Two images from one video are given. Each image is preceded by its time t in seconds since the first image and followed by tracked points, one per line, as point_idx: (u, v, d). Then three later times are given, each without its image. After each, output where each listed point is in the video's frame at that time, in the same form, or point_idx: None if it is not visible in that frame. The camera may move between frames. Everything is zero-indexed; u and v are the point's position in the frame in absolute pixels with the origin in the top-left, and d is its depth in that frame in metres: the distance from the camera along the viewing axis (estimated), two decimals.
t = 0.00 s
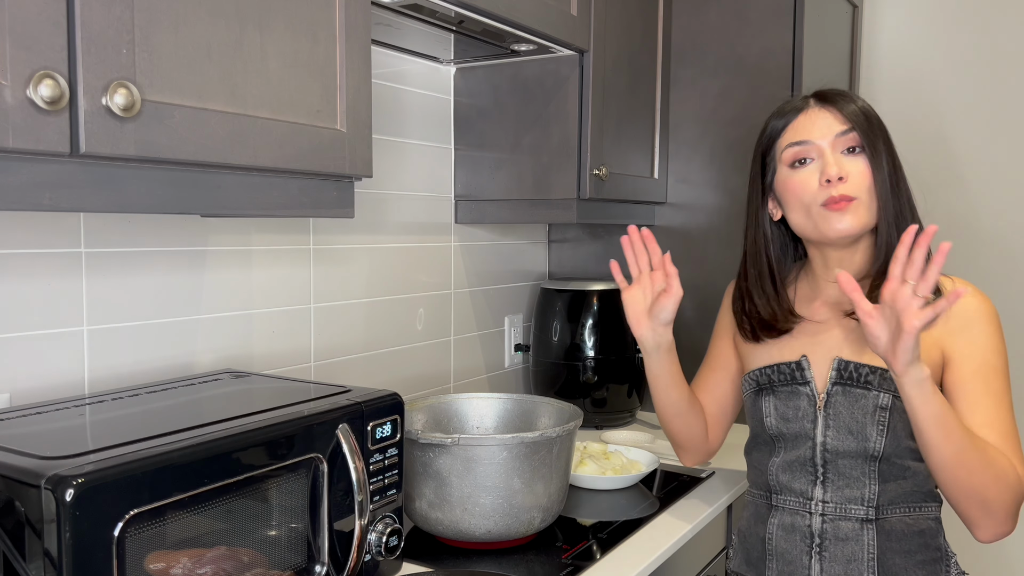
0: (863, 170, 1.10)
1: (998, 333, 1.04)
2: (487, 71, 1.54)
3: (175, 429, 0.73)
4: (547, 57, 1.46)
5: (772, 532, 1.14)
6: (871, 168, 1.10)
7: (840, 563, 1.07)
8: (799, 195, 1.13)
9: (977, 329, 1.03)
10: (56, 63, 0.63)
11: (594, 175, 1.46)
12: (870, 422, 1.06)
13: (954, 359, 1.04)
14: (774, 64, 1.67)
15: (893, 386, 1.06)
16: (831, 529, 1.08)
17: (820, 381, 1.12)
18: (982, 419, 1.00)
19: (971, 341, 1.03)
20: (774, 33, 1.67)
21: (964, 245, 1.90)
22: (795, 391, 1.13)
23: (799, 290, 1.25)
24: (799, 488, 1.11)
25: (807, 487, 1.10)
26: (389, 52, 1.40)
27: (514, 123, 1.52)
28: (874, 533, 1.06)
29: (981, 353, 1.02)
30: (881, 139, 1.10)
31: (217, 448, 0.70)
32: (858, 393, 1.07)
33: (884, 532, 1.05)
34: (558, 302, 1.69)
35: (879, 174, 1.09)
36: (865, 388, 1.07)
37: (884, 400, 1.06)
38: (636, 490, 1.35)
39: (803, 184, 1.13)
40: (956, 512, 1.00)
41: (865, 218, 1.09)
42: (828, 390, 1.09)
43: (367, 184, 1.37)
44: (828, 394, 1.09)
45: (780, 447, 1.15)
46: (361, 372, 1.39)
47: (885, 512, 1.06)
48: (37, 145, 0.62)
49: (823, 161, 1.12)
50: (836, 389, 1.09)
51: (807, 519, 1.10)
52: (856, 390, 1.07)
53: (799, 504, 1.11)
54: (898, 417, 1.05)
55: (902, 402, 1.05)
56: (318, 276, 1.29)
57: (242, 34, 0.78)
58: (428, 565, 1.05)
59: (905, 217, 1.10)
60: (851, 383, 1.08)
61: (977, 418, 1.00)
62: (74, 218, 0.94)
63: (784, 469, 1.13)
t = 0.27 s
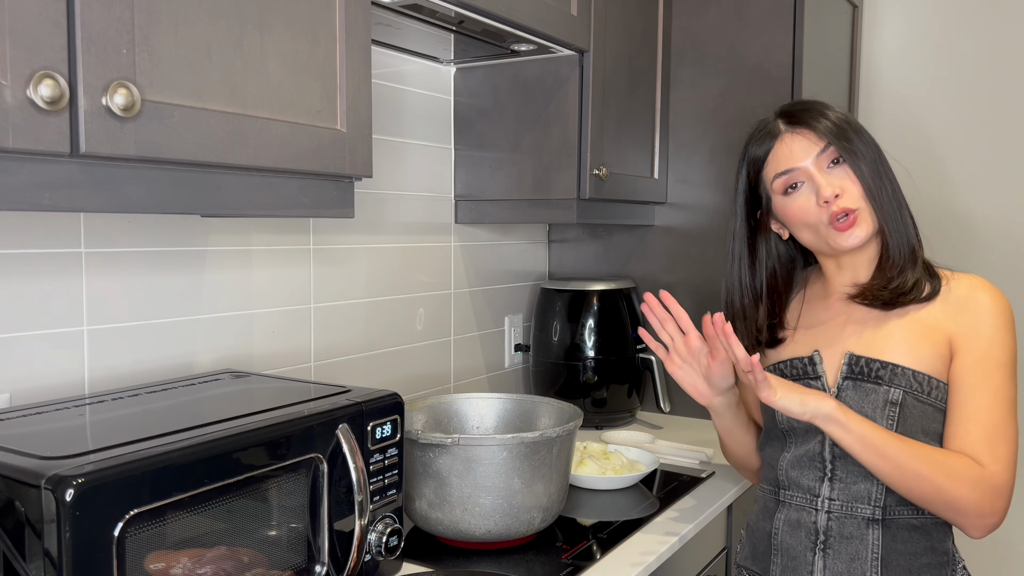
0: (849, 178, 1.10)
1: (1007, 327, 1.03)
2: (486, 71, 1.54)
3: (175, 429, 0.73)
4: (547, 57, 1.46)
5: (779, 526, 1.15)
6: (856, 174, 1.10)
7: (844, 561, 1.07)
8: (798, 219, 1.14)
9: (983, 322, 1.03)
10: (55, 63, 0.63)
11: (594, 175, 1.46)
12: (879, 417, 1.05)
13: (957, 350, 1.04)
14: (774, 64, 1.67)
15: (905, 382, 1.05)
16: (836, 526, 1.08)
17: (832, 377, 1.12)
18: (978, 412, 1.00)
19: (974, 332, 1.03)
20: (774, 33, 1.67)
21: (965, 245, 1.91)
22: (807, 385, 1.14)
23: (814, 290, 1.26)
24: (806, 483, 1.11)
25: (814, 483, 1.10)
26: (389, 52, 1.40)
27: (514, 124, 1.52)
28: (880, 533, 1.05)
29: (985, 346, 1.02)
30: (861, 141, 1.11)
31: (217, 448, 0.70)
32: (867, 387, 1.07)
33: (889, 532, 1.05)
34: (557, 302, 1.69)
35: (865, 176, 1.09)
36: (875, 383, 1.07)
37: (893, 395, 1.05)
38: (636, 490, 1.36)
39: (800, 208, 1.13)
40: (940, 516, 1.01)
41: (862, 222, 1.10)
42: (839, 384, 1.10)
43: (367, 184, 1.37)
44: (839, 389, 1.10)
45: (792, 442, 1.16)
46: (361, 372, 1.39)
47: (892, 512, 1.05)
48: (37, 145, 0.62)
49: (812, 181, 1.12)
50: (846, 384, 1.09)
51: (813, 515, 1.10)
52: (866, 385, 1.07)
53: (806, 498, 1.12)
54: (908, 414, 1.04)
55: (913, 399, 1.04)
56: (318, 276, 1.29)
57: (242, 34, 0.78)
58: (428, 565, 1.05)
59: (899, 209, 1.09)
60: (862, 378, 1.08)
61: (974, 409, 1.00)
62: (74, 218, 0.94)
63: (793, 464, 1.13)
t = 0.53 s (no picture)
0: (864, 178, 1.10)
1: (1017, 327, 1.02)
2: (486, 71, 1.54)
3: (175, 429, 0.73)
4: (547, 57, 1.46)
5: (786, 525, 1.15)
6: (870, 175, 1.09)
7: (852, 559, 1.07)
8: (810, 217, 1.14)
9: (993, 323, 1.02)
10: (55, 63, 0.63)
11: (594, 175, 1.46)
12: (887, 415, 1.06)
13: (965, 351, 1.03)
14: (774, 64, 1.67)
15: (915, 381, 1.05)
16: (843, 525, 1.08)
17: (842, 376, 1.12)
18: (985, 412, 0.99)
19: (984, 332, 1.02)
20: (773, 34, 1.67)
21: (966, 246, 1.91)
22: (816, 384, 1.14)
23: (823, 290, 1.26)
24: (813, 481, 1.11)
25: (822, 482, 1.10)
26: (389, 52, 1.40)
27: (514, 123, 1.52)
28: (887, 532, 1.05)
29: (994, 346, 1.01)
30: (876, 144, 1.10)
31: (217, 448, 0.70)
32: (875, 386, 1.07)
33: (897, 531, 1.05)
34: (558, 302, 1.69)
35: (880, 179, 1.09)
36: (883, 382, 1.07)
37: (902, 395, 1.05)
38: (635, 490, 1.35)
39: (812, 206, 1.13)
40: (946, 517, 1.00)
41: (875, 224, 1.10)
42: (846, 383, 1.10)
43: (367, 184, 1.37)
44: (848, 388, 1.10)
45: (799, 441, 1.16)
46: (360, 372, 1.39)
47: (900, 512, 1.05)
48: (37, 145, 0.62)
49: (826, 179, 1.12)
50: (855, 383, 1.09)
51: (820, 514, 1.10)
52: (874, 384, 1.07)
53: (813, 498, 1.11)
54: (917, 413, 1.04)
55: (921, 398, 1.04)
56: (318, 276, 1.29)
57: (242, 34, 0.78)
58: (428, 565, 1.05)
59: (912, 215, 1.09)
60: (870, 377, 1.08)
61: (983, 410, 0.99)
62: (74, 217, 0.94)
63: (800, 463, 1.13)
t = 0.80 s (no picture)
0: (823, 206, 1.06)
1: (1006, 321, 0.99)
2: (486, 71, 1.54)
3: (175, 429, 0.73)
4: (547, 57, 1.46)
5: (777, 519, 1.16)
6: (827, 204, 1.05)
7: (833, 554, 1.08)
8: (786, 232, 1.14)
9: (978, 325, 1.00)
10: (55, 63, 0.63)
11: (594, 175, 1.46)
12: (869, 414, 1.06)
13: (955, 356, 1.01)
14: (774, 64, 1.67)
15: (898, 380, 1.04)
16: (827, 520, 1.09)
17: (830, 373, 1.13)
18: (975, 420, 0.97)
19: (971, 332, 1.00)
20: (773, 34, 1.67)
21: (966, 245, 1.91)
22: (807, 382, 1.15)
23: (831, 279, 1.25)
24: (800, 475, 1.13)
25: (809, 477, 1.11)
26: (389, 51, 1.40)
27: (514, 123, 1.52)
28: (869, 530, 1.05)
29: (983, 351, 0.98)
30: (852, 164, 1.03)
31: (216, 448, 0.70)
32: (860, 383, 1.08)
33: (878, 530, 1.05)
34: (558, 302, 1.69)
35: (848, 204, 1.04)
36: (868, 380, 1.07)
37: (884, 393, 1.05)
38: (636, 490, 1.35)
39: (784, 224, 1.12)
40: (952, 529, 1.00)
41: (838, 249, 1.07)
42: (834, 381, 1.11)
43: (367, 184, 1.37)
44: (834, 384, 1.11)
45: (795, 437, 1.17)
46: (360, 371, 1.39)
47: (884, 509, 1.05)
48: (37, 145, 0.62)
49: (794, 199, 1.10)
50: (841, 381, 1.10)
51: (806, 508, 1.12)
52: (859, 381, 1.08)
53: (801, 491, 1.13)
54: (899, 412, 1.04)
55: (905, 397, 1.04)
56: (318, 275, 1.29)
57: (242, 34, 0.78)
58: (428, 565, 1.05)
59: (892, 238, 1.03)
60: (856, 374, 1.08)
61: (973, 413, 0.98)
62: (74, 217, 0.94)
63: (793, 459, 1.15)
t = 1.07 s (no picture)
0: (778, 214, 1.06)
1: (952, 332, 0.92)
2: (486, 71, 1.54)
3: (175, 429, 0.73)
4: (548, 57, 1.46)
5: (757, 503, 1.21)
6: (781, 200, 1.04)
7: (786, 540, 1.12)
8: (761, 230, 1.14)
9: (918, 327, 0.94)
10: (55, 63, 0.63)
11: (594, 175, 1.46)
12: (820, 411, 1.06)
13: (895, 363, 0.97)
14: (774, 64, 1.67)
15: (847, 381, 1.03)
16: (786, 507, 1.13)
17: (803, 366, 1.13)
18: (900, 425, 0.92)
19: (912, 339, 0.94)
20: (773, 34, 1.67)
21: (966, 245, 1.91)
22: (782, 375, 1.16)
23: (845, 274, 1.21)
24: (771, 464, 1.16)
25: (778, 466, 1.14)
26: (389, 51, 1.40)
27: (514, 123, 1.52)
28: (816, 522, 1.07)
29: (915, 356, 0.93)
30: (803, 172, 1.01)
31: (216, 448, 0.70)
32: (818, 380, 1.07)
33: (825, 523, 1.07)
34: (558, 302, 1.69)
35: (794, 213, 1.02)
36: (823, 377, 1.06)
37: (835, 391, 1.04)
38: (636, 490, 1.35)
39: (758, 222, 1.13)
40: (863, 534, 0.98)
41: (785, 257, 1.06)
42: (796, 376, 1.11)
43: (367, 184, 1.37)
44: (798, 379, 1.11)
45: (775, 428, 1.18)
46: (360, 371, 1.39)
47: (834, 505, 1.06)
48: (37, 145, 0.62)
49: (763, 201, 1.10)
50: (802, 376, 1.10)
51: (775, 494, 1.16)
52: (817, 378, 1.07)
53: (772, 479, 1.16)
54: (845, 411, 1.03)
55: (851, 397, 1.02)
56: (318, 275, 1.29)
57: (242, 34, 0.78)
58: (428, 565, 1.05)
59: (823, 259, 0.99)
60: (815, 370, 1.08)
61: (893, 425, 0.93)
62: (74, 217, 0.94)
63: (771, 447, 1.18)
